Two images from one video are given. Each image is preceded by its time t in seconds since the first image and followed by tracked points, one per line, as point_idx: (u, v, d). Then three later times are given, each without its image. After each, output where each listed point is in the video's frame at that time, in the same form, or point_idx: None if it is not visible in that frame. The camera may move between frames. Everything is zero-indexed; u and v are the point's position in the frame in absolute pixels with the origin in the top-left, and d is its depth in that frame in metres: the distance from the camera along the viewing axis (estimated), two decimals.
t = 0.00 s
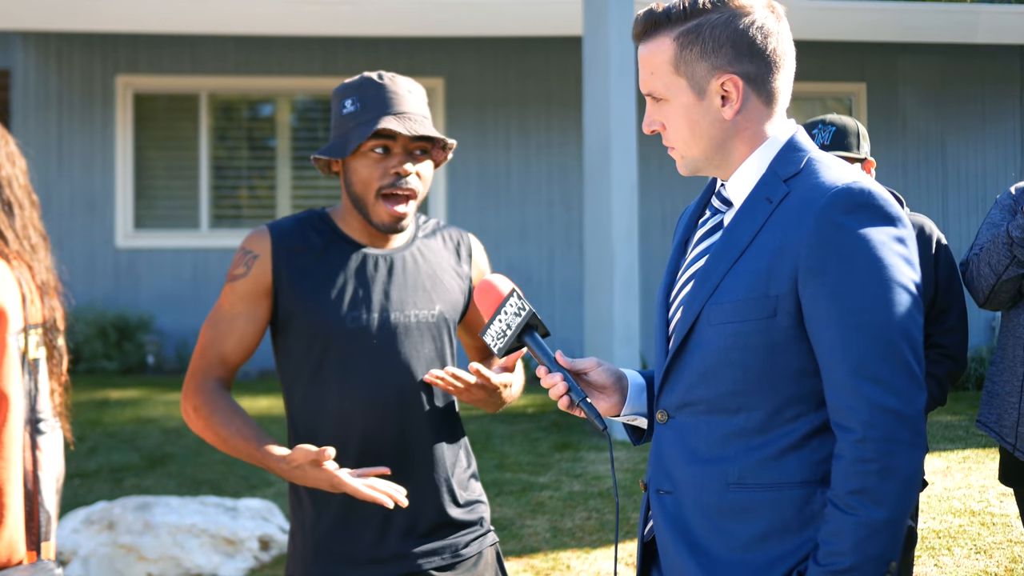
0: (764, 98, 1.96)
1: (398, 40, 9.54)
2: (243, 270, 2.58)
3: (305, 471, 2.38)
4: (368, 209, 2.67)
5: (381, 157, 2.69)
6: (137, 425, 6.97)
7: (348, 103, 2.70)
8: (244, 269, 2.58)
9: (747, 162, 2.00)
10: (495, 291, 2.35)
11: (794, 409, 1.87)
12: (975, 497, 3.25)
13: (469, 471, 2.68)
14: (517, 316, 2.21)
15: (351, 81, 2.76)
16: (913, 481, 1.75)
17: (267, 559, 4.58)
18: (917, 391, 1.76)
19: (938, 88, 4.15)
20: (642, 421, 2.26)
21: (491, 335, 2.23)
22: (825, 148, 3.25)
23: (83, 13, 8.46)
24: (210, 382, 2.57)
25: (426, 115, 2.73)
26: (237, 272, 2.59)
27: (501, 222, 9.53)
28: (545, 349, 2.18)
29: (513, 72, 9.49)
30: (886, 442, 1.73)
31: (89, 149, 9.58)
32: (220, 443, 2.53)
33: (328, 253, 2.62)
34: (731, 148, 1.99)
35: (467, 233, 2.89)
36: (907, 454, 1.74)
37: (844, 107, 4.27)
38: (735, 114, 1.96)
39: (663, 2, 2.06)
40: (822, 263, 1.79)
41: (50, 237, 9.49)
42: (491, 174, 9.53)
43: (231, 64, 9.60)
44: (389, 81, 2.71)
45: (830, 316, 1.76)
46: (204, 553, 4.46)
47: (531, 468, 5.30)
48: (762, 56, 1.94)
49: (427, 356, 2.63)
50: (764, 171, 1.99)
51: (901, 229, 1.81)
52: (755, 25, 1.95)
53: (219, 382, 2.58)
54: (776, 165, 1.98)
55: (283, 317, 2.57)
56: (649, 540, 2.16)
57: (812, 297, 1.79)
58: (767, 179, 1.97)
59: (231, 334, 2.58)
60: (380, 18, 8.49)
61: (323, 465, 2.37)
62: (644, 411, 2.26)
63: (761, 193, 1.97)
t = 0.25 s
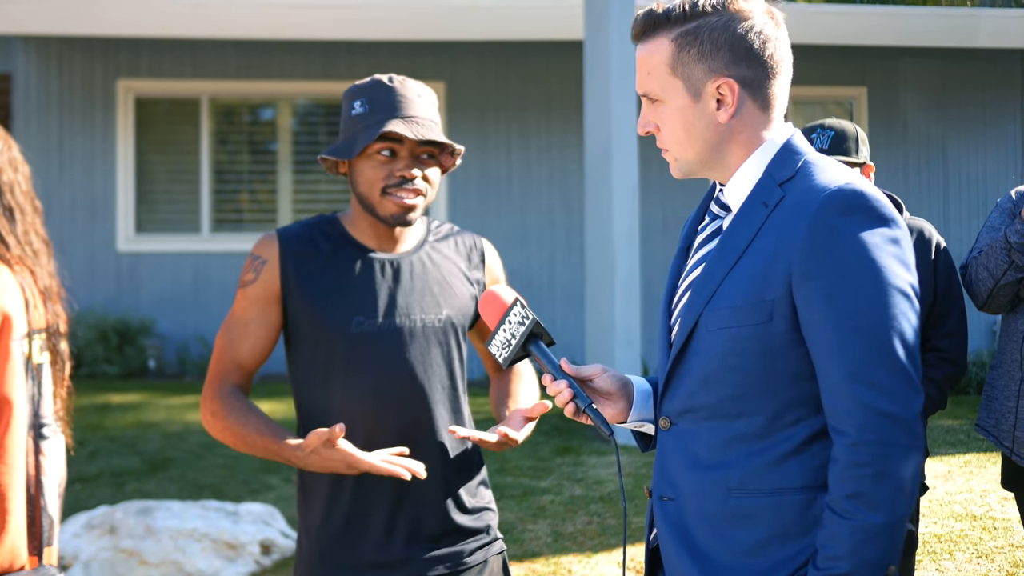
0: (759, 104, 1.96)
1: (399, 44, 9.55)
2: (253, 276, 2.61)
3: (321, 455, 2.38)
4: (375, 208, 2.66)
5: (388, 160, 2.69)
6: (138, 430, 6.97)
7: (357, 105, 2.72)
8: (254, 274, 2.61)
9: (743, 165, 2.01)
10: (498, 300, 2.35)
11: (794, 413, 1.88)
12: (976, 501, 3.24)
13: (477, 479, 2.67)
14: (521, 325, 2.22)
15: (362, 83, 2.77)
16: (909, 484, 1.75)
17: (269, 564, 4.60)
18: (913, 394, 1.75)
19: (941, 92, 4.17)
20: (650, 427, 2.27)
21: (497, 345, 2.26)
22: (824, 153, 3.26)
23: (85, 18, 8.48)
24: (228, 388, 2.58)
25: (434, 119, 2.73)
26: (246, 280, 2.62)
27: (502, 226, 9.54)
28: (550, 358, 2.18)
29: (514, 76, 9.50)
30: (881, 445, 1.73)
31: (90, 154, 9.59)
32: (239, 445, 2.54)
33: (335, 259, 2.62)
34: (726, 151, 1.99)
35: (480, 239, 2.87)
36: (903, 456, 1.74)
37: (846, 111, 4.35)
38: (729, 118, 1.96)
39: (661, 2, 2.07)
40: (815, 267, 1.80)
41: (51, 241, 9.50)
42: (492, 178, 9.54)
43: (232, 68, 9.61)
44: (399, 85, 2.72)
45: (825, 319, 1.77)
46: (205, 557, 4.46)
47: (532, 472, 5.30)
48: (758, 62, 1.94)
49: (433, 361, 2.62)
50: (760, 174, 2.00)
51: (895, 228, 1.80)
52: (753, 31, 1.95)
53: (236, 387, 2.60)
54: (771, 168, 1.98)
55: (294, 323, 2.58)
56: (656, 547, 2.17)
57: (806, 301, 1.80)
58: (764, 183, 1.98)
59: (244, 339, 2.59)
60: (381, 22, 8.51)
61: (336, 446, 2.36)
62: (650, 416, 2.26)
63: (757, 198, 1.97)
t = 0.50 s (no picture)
0: (764, 110, 1.98)
1: (400, 47, 9.56)
2: (259, 276, 2.60)
3: (329, 448, 2.36)
4: (380, 207, 2.67)
5: (395, 159, 2.70)
6: (139, 432, 6.97)
7: (364, 106, 2.72)
8: (258, 275, 2.60)
9: (737, 165, 2.02)
10: (496, 310, 2.35)
11: (788, 414, 1.88)
12: (978, 502, 3.23)
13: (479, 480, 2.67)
14: (519, 335, 2.21)
15: (369, 84, 2.77)
16: (904, 483, 1.75)
17: (270, 566, 4.59)
18: (905, 393, 1.75)
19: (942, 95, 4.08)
20: (651, 432, 2.27)
21: (496, 355, 2.24)
22: (824, 155, 3.25)
23: (87, 22, 8.51)
24: (235, 389, 2.58)
25: (441, 121, 2.75)
26: (251, 279, 2.61)
27: (504, 228, 9.54)
28: (549, 366, 2.19)
29: (515, 78, 9.51)
30: (873, 444, 1.73)
31: (92, 157, 9.61)
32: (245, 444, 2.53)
33: (341, 260, 2.62)
34: (720, 144, 2.01)
35: (486, 242, 2.88)
36: (897, 456, 1.74)
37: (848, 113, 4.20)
38: (730, 117, 1.98)
39: None
40: (804, 267, 1.80)
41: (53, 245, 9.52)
42: (493, 180, 9.55)
43: (234, 72, 9.62)
44: (406, 86, 2.72)
45: (816, 319, 1.77)
46: (207, 559, 4.46)
47: (534, 474, 5.30)
48: (778, 75, 1.95)
49: (435, 363, 2.62)
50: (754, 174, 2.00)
51: (884, 228, 1.81)
52: (776, 40, 1.95)
53: (242, 386, 2.60)
54: (764, 169, 1.98)
55: (298, 325, 2.58)
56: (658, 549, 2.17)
57: (797, 302, 1.80)
58: (755, 184, 1.98)
59: (249, 340, 2.59)
60: (382, 25, 8.52)
61: (344, 438, 2.35)
62: (651, 421, 2.26)
63: (749, 198, 1.98)
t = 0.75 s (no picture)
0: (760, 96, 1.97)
1: (398, 38, 9.54)
2: (243, 270, 2.59)
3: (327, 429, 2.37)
4: (369, 196, 2.67)
5: (388, 147, 2.69)
6: (137, 422, 6.97)
7: (358, 93, 2.71)
8: (243, 269, 2.59)
9: (738, 158, 2.01)
10: (485, 299, 2.34)
11: (788, 404, 1.88)
12: (975, 493, 3.26)
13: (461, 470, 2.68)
14: (510, 322, 2.21)
15: (362, 73, 2.77)
16: (903, 475, 1.75)
17: (268, 555, 4.55)
18: (907, 385, 1.76)
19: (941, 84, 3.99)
20: (642, 420, 2.26)
21: (486, 344, 2.23)
22: (821, 146, 3.24)
23: (85, 12, 8.49)
24: (220, 379, 2.58)
25: (433, 112, 2.75)
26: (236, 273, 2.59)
27: (501, 219, 9.53)
28: (539, 353, 2.18)
29: (513, 69, 9.49)
30: (875, 436, 1.73)
31: (89, 147, 9.58)
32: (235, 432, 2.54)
33: (323, 252, 2.61)
34: (728, 146, 1.99)
35: (468, 232, 2.88)
36: (897, 448, 1.74)
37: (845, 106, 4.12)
38: (739, 107, 1.97)
39: None
40: (808, 259, 1.80)
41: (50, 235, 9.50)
42: (491, 171, 9.54)
43: (231, 62, 9.60)
44: (400, 77, 2.72)
45: (819, 312, 1.77)
46: (205, 549, 4.47)
47: (532, 464, 5.30)
48: (758, 51, 1.95)
49: (421, 356, 2.62)
50: (754, 167, 2.00)
51: (889, 221, 1.81)
52: (750, 22, 1.96)
53: (227, 378, 2.60)
54: (765, 161, 1.98)
55: (281, 320, 2.57)
56: (651, 539, 2.18)
57: (800, 293, 1.80)
58: (757, 176, 1.98)
59: (234, 333, 2.58)
60: (380, 16, 8.50)
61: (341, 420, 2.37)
62: (642, 410, 2.27)
63: (751, 190, 1.98)
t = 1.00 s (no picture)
0: (749, 101, 1.97)
1: (398, 41, 9.55)
2: (233, 275, 2.57)
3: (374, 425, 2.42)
4: (347, 199, 2.69)
5: (364, 151, 2.71)
6: (137, 427, 6.97)
7: (337, 98, 2.73)
8: (234, 275, 2.56)
9: (729, 163, 2.01)
10: (484, 305, 2.34)
11: (790, 409, 1.88)
12: (976, 498, 3.23)
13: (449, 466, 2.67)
14: (508, 329, 2.20)
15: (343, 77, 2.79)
16: (908, 475, 1.75)
17: (267, 560, 4.60)
18: (909, 386, 1.76)
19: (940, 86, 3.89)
20: (639, 427, 2.27)
21: (484, 351, 2.23)
22: (821, 151, 3.24)
23: (86, 17, 8.50)
24: (222, 387, 2.54)
25: (413, 116, 2.75)
26: (225, 278, 2.57)
27: (501, 223, 9.53)
28: (537, 360, 2.17)
29: (513, 73, 9.49)
30: (879, 437, 1.73)
31: (90, 151, 9.59)
32: (244, 439, 2.49)
33: (312, 255, 2.61)
34: (714, 146, 2.00)
35: (454, 236, 2.87)
36: (902, 448, 1.74)
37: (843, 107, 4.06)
38: (720, 114, 1.97)
39: None
40: (807, 263, 1.80)
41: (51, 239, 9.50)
42: (492, 175, 9.54)
43: (232, 65, 9.61)
44: (379, 80, 2.73)
45: (819, 315, 1.77)
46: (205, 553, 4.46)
47: (532, 469, 5.30)
48: (752, 62, 1.95)
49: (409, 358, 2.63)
50: (749, 171, 2.00)
51: (885, 221, 1.82)
52: (748, 31, 1.95)
53: (230, 385, 2.56)
54: (761, 165, 1.98)
55: (272, 324, 2.57)
56: (652, 546, 2.17)
57: (800, 297, 1.80)
58: (752, 179, 1.98)
59: (231, 342, 2.55)
60: (380, 20, 8.51)
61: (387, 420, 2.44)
62: (640, 416, 2.27)
63: (746, 194, 1.98)
